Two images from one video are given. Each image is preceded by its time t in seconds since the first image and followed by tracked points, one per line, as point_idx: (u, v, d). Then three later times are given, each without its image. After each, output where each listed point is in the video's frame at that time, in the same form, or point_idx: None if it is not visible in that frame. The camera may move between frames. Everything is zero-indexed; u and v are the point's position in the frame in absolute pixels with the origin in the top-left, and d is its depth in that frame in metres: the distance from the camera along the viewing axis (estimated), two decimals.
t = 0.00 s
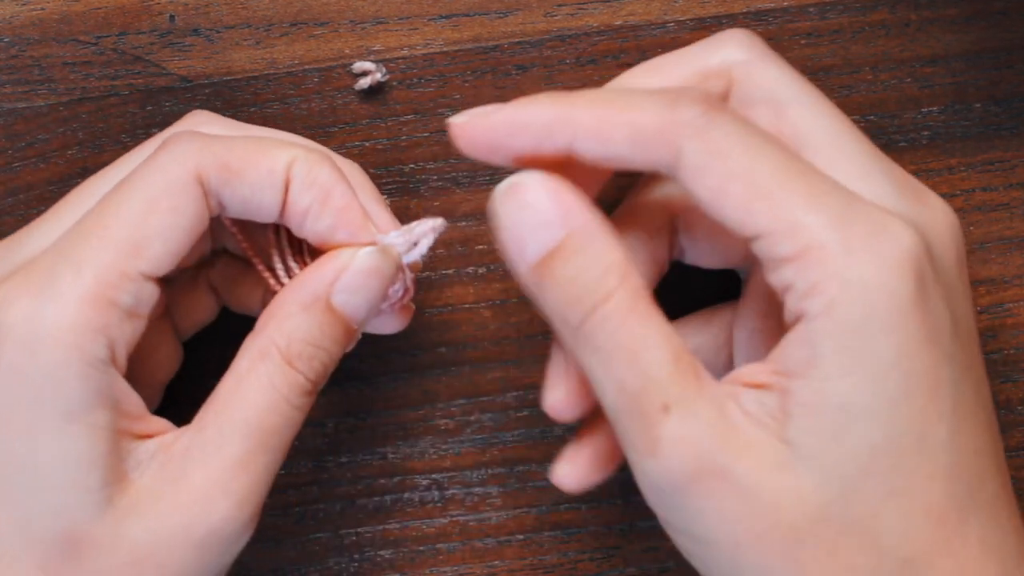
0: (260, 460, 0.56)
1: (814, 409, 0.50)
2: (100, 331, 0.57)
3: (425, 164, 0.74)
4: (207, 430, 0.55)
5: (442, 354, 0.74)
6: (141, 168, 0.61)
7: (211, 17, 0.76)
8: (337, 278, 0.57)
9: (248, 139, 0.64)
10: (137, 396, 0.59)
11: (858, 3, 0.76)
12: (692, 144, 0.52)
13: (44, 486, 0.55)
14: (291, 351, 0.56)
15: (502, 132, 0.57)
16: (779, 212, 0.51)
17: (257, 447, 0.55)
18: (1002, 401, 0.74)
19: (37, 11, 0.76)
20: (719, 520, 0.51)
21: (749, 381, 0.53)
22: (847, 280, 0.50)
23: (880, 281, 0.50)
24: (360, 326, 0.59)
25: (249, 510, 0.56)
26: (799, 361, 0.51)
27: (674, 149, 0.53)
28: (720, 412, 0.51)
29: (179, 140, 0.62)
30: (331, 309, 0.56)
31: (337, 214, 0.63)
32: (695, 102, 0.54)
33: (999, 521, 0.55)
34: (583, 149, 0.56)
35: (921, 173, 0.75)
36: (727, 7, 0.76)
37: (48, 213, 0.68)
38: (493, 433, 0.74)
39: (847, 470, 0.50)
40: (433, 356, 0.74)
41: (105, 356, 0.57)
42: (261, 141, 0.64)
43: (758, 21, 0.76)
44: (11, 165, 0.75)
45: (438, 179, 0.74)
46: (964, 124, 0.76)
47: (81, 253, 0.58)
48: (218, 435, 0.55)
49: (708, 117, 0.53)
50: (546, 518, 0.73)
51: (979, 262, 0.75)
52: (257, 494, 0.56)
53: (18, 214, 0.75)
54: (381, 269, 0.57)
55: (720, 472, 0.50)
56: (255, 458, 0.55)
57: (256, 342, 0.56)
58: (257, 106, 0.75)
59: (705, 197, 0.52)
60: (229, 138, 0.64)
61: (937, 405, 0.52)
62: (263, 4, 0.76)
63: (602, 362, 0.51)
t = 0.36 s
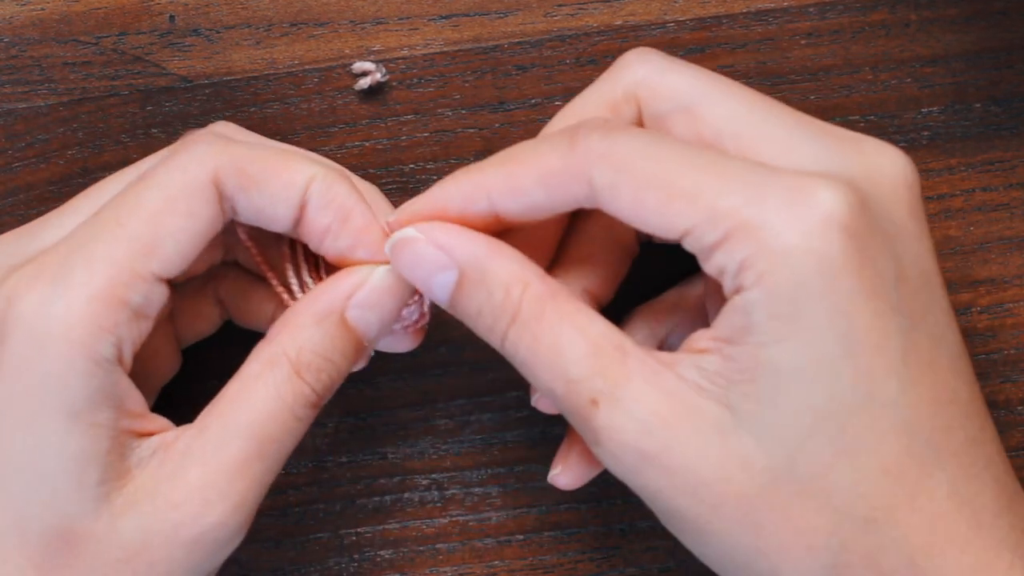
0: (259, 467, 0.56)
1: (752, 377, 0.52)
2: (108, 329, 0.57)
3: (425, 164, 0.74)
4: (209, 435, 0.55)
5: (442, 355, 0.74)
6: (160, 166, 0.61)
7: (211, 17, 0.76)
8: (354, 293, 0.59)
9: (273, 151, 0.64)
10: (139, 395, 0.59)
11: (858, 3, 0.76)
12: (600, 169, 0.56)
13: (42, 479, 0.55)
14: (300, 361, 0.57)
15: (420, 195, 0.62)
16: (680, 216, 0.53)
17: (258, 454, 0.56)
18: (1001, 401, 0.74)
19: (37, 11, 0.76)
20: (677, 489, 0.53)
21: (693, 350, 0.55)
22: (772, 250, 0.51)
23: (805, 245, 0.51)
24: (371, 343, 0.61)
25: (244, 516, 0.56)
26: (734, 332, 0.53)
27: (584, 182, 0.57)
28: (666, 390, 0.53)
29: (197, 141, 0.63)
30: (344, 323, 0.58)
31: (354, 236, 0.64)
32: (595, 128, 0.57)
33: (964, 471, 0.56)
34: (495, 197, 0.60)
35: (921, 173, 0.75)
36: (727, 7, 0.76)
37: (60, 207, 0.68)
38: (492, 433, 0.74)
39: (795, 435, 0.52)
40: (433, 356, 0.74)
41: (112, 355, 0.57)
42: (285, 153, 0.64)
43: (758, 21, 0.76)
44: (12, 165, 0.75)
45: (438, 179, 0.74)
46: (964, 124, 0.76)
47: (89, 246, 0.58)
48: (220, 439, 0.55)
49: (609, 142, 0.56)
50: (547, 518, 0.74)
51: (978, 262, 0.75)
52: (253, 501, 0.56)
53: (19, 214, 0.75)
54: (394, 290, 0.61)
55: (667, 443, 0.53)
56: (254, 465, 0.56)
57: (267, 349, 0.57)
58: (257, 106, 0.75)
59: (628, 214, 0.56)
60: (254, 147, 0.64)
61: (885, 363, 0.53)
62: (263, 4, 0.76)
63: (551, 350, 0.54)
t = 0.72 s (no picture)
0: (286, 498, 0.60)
1: (786, 357, 0.53)
2: (102, 376, 0.56)
3: (425, 164, 0.74)
4: (246, 463, 0.58)
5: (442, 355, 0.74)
6: (151, 199, 0.59)
7: (211, 17, 0.76)
8: (409, 347, 0.63)
9: (261, 171, 0.63)
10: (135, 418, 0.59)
11: (858, 3, 0.76)
12: (637, 154, 0.58)
13: (57, 514, 0.56)
14: (346, 407, 0.61)
15: (461, 178, 0.63)
16: (716, 195, 0.54)
17: (288, 489, 0.59)
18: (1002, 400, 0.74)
19: (37, 10, 0.76)
20: (701, 472, 0.53)
21: (723, 335, 0.56)
22: (810, 230, 0.52)
23: (841, 226, 0.52)
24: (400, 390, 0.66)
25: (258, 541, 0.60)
26: (769, 314, 0.54)
27: (623, 171, 0.59)
28: (697, 371, 0.53)
29: (184, 172, 0.60)
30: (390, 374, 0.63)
31: (363, 245, 0.64)
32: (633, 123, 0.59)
33: (992, 462, 0.56)
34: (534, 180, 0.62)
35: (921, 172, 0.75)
36: (727, 7, 0.76)
37: (43, 244, 0.67)
38: (492, 433, 0.74)
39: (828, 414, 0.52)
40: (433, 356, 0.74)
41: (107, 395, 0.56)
42: (275, 174, 0.63)
43: (758, 21, 0.76)
44: (12, 165, 0.75)
45: (438, 179, 0.74)
46: (964, 124, 0.76)
47: (85, 296, 0.56)
48: (258, 471, 0.58)
49: (648, 133, 0.58)
50: (547, 518, 0.73)
51: (978, 261, 0.75)
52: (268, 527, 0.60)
53: (19, 214, 0.75)
54: (441, 347, 0.65)
55: (695, 426, 0.53)
56: (281, 499, 0.59)
57: (314, 389, 0.60)
58: (257, 106, 0.75)
59: (664, 199, 0.57)
60: (239, 168, 0.62)
61: (917, 347, 0.54)
62: (263, 4, 0.75)
63: (582, 329, 0.53)
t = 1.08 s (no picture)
0: (276, 474, 0.60)
1: (781, 344, 0.53)
2: (92, 367, 0.56)
3: (425, 164, 0.74)
4: (232, 442, 0.58)
5: (442, 354, 0.74)
6: (158, 211, 0.59)
7: (211, 17, 0.76)
8: (389, 318, 0.63)
9: (270, 186, 0.63)
10: (124, 406, 0.59)
11: (858, 2, 0.76)
12: (640, 143, 0.58)
13: (48, 500, 0.56)
14: (329, 381, 0.61)
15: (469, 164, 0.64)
16: (718, 182, 0.55)
17: (275, 464, 0.59)
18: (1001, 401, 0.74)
19: (37, 11, 0.76)
20: (692, 458, 0.53)
21: (720, 324, 0.56)
22: (808, 219, 0.52)
23: (840, 216, 0.52)
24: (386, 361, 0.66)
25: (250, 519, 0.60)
26: (764, 302, 0.54)
27: (627, 159, 0.58)
28: (692, 359, 0.53)
29: (197, 188, 0.60)
30: (374, 345, 0.63)
31: (383, 249, 0.65)
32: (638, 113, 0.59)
33: (987, 461, 0.55)
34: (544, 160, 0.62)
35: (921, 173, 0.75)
36: (727, 7, 0.76)
37: (33, 237, 0.67)
38: (492, 433, 0.74)
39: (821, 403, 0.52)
40: (432, 356, 0.74)
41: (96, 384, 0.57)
42: (284, 189, 0.63)
43: (758, 21, 0.76)
44: (11, 165, 0.75)
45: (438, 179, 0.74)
46: (964, 124, 0.76)
47: (79, 285, 0.56)
48: (245, 447, 0.58)
49: (653, 122, 0.58)
50: (546, 518, 0.74)
51: (978, 262, 0.75)
52: (260, 504, 0.60)
53: (19, 214, 0.75)
54: (426, 317, 0.65)
55: (688, 413, 0.53)
56: (271, 474, 0.59)
57: (297, 362, 0.60)
58: (257, 106, 0.75)
59: (666, 189, 0.57)
60: (248, 183, 0.62)
61: (915, 341, 0.53)
62: (263, 4, 0.75)
63: (579, 311, 0.54)
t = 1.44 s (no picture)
0: (277, 471, 0.60)
1: (782, 340, 0.53)
2: (89, 362, 0.56)
3: (425, 164, 0.74)
4: (230, 440, 0.58)
5: (442, 354, 0.74)
6: (155, 207, 0.59)
7: (211, 17, 0.76)
8: (388, 314, 0.63)
9: (265, 182, 0.63)
10: (123, 403, 0.59)
11: (858, 3, 0.76)
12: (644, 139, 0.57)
13: (47, 497, 0.56)
14: (327, 376, 0.61)
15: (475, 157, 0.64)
16: (720, 178, 0.55)
17: (275, 461, 0.59)
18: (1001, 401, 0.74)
19: (37, 11, 0.76)
20: (694, 454, 0.53)
21: (723, 319, 0.56)
22: (811, 215, 0.52)
23: (843, 214, 0.52)
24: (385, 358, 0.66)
25: (251, 517, 0.60)
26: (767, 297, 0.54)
27: (631, 154, 0.58)
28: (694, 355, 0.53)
29: (192, 183, 0.61)
30: (372, 340, 0.63)
31: (379, 244, 0.66)
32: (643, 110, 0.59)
33: (988, 459, 0.55)
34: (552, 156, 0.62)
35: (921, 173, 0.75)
36: (727, 7, 0.76)
37: (31, 235, 0.67)
38: (492, 434, 0.74)
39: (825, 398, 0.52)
40: (432, 356, 0.74)
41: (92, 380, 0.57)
42: (280, 184, 0.63)
43: (758, 21, 0.76)
44: (11, 165, 0.75)
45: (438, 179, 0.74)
46: (964, 124, 0.76)
47: (77, 282, 0.56)
48: (243, 444, 0.58)
49: (659, 119, 0.57)
50: (546, 518, 0.73)
51: (978, 262, 0.75)
52: (260, 502, 0.60)
53: (19, 214, 0.75)
54: (423, 312, 0.65)
55: (690, 408, 0.53)
56: (271, 471, 0.59)
57: (295, 359, 0.60)
58: (257, 106, 0.75)
59: (669, 185, 0.57)
60: (244, 179, 0.63)
61: (916, 337, 0.53)
62: (263, 4, 0.75)
63: (583, 304, 0.54)
